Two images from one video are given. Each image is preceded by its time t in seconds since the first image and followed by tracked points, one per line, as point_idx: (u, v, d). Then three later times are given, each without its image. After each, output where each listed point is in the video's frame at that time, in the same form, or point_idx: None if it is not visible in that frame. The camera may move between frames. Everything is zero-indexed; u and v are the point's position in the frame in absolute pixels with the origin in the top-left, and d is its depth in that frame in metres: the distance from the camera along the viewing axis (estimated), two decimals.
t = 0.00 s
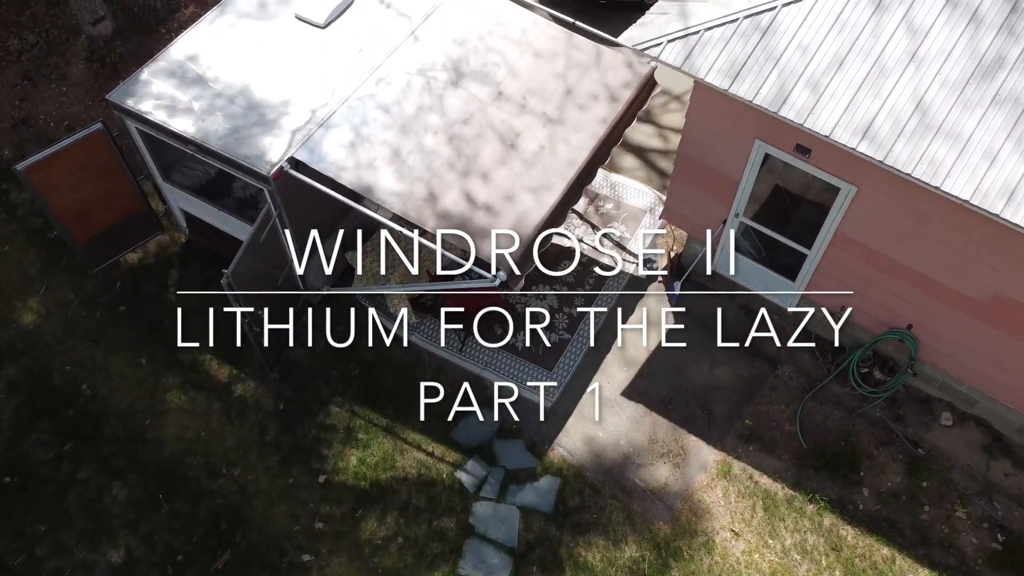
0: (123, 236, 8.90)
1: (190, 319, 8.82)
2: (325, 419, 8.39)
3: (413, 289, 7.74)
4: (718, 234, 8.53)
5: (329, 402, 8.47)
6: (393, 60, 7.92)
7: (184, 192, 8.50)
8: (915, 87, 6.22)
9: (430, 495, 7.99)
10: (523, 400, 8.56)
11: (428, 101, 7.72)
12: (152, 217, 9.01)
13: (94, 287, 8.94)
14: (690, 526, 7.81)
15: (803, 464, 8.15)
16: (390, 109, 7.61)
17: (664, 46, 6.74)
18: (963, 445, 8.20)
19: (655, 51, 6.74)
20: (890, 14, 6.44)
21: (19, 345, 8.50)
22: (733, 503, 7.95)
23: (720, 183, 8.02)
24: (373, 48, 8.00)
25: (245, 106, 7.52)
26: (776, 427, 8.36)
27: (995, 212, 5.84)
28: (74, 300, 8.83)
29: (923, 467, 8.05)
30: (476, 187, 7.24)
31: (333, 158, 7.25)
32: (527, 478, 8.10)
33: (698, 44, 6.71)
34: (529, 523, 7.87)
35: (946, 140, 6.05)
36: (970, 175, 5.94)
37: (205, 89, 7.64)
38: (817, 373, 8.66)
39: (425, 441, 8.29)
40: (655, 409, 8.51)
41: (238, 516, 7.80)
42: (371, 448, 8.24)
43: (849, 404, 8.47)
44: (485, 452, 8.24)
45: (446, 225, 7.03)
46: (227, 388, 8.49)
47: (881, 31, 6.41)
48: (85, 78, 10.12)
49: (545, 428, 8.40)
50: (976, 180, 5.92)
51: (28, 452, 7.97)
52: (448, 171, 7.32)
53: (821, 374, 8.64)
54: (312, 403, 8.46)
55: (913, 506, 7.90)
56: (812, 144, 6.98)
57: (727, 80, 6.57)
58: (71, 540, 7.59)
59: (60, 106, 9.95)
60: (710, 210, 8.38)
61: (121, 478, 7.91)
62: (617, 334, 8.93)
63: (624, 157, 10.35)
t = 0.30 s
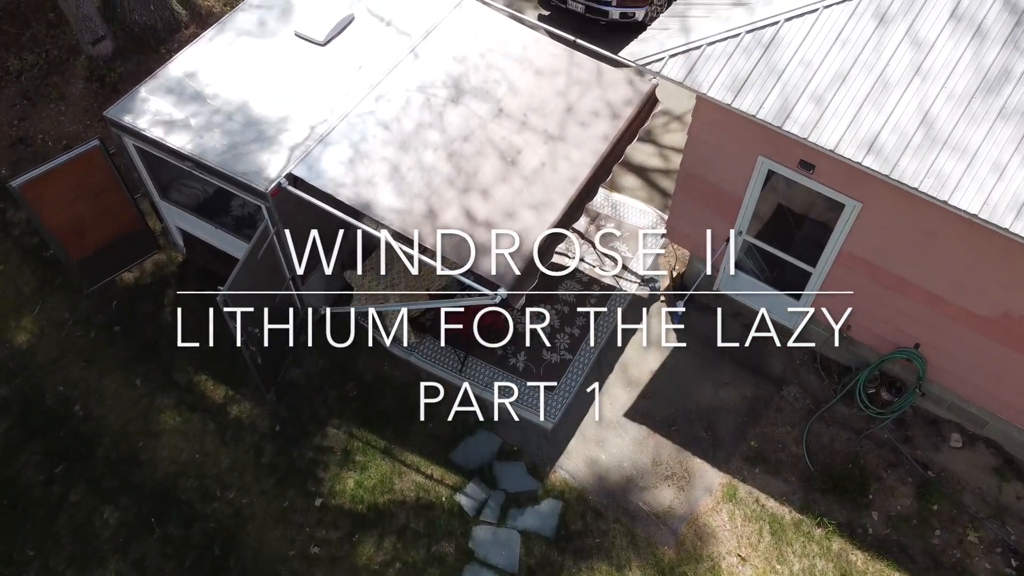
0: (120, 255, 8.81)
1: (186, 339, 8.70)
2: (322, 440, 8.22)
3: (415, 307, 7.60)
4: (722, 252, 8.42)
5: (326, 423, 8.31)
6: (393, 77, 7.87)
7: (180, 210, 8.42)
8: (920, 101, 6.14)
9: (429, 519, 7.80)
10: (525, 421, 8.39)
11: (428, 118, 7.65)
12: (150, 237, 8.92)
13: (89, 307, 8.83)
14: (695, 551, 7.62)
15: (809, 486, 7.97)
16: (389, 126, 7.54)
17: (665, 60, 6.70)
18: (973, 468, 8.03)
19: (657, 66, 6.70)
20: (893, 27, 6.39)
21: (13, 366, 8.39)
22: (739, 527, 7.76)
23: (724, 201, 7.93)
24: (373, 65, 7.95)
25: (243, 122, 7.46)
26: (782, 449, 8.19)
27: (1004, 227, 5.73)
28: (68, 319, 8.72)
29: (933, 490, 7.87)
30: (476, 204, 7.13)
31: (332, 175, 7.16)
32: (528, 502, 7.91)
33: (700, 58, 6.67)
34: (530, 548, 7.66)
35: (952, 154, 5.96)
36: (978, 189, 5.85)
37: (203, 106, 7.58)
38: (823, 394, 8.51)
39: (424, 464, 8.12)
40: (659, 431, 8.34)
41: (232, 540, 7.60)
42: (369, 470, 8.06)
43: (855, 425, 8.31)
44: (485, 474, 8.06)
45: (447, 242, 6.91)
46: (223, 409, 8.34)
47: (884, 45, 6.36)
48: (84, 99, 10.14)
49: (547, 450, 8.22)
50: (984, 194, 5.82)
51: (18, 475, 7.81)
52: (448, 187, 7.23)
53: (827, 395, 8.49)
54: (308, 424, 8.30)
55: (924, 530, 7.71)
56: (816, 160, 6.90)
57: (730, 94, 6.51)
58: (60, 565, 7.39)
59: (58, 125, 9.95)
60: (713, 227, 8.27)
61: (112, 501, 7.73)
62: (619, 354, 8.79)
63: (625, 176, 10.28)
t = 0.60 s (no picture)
0: (115, 287, 8.69)
1: (179, 372, 8.52)
2: (317, 477, 7.96)
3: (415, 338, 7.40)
4: (725, 284, 8.28)
5: (321, 460, 8.06)
6: (393, 108, 7.84)
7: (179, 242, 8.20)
8: (925, 127, 6.07)
9: (426, 559, 7.48)
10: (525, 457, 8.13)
11: (428, 148, 7.59)
12: (146, 268, 8.83)
13: (82, 341, 8.68)
14: None
15: (820, 525, 7.70)
16: (389, 156, 7.47)
17: (667, 88, 6.67)
18: (987, 505, 7.79)
19: (658, 94, 6.67)
20: (896, 55, 6.35)
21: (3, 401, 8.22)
22: (748, 567, 7.47)
23: (727, 233, 7.82)
24: (373, 96, 7.92)
25: (242, 151, 7.39)
26: (791, 486, 7.94)
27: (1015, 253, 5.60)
28: (62, 353, 8.58)
29: (947, 529, 7.62)
30: (477, 234, 7.02)
31: (331, 205, 7.07)
32: (529, 540, 7.60)
33: (702, 86, 6.63)
34: None
35: (960, 181, 5.86)
36: (987, 216, 5.73)
37: (201, 135, 7.52)
38: (832, 430, 8.29)
39: (421, 501, 7.83)
40: (664, 467, 8.10)
41: None
42: (365, 508, 7.77)
43: (865, 461, 8.08)
44: (485, 512, 7.76)
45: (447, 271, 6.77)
46: (215, 444, 8.11)
47: (888, 73, 6.31)
48: (83, 134, 10.18)
49: (549, 486, 7.95)
50: (993, 221, 5.70)
51: (4, 512, 7.58)
52: (448, 217, 7.12)
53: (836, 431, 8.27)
54: (304, 461, 8.06)
55: (940, 571, 7.43)
56: (820, 189, 6.80)
57: (732, 121, 6.45)
58: None
59: (57, 158, 9.95)
60: (715, 259, 8.14)
61: (99, 539, 7.46)
62: (622, 389, 8.59)
63: (626, 209, 10.21)
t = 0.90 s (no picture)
0: (108, 333, 8.54)
1: (170, 420, 8.30)
2: (309, 529, 7.62)
3: (412, 384, 7.18)
4: (729, 330, 8.12)
5: (314, 511, 7.73)
6: (392, 151, 7.80)
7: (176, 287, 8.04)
8: (929, 167, 6.00)
9: None
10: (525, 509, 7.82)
11: (427, 191, 7.53)
12: (140, 314, 8.70)
13: (73, 389, 8.50)
14: None
15: None
16: (387, 199, 7.41)
17: (668, 130, 6.65)
18: (1005, 559, 7.48)
19: (659, 135, 6.64)
20: (897, 96, 6.33)
21: None
22: None
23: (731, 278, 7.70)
24: (373, 139, 7.89)
25: (240, 194, 7.32)
26: (801, 540, 7.62)
27: None
28: (52, 402, 8.38)
29: None
30: (476, 277, 6.90)
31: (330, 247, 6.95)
32: None
33: (703, 127, 6.61)
34: None
35: (966, 220, 5.76)
36: (995, 255, 5.61)
37: (199, 178, 7.46)
38: (841, 480, 8.03)
39: (416, 555, 7.47)
40: (670, 519, 7.77)
41: None
42: (358, 563, 7.40)
43: (876, 512, 7.81)
44: (484, 567, 7.37)
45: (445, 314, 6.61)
46: (204, 495, 7.81)
47: (890, 113, 6.27)
48: (83, 179, 10.19)
49: (551, 539, 7.61)
50: (1002, 260, 5.57)
51: None
52: (446, 260, 7.01)
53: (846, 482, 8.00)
54: (296, 513, 7.74)
55: None
56: (824, 231, 6.71)
57: (734, 162, 6.40)
58: None
59: (55, 204, 9.91)
60: (720, 303, 7.99)
61: None
62: (625, 438, 8.34)
63: (626, 256, 10.13)
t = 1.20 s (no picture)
0: (100, 394, 8.35)
1: (158, 486, 8.01)
2: None
3: (409, 446, 6.92)
4: (733, 391, 7.92)
5: None
6: (392, 211, 7.77)
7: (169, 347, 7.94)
8: (934, 222, 5.94)
9: None
10: None
11: (427, 250, 7.46)
12: (134, 375, 8.51)
13: (61, 453, 8.25)
14: None
15: None
16: (386, 257, 7.33)
17: (669, 186, 6.61)
18: None
19: (660, 192, 6.60)
20: (899, 152, 6.32)
21: None
22: None
23: (736, 337, 7.55)
24: (373, 199, 7.87)
25: (237, 252, 7.25)
26: None
27: None
28: (38, 466, 8.13)
29: None
30: (475, 335, 6.76)
31: (327, 305, 6.84)
32: None
33: (704, 184, 6.57)
34: None
35: (975, 274, 5.66)
36: (1007, 309, 5.48)
37: (196, 237, 7.40)
38: (855, 549, 7.71)
39: None
40: None
41: None
42: None
43: None
44: None
45: (443, 372, 6.45)
46: (189, 564, 7.44)
47: (892, 169, 6.25)
48: (81, 242, 10.16)
49: None
50: (1014, 314, 5.45)
51: None
52: (445, 318, 6.89)
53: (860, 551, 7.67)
54: None
55: None
56: (828, 288, 6.61)
57: (737, 218, 6.33)
58: None
59: (53, 266, 9.85)
60: (723, 364, 7.83)
61: None
62: (629, 504, 8.00)
63: (627, 318, 10.01)
